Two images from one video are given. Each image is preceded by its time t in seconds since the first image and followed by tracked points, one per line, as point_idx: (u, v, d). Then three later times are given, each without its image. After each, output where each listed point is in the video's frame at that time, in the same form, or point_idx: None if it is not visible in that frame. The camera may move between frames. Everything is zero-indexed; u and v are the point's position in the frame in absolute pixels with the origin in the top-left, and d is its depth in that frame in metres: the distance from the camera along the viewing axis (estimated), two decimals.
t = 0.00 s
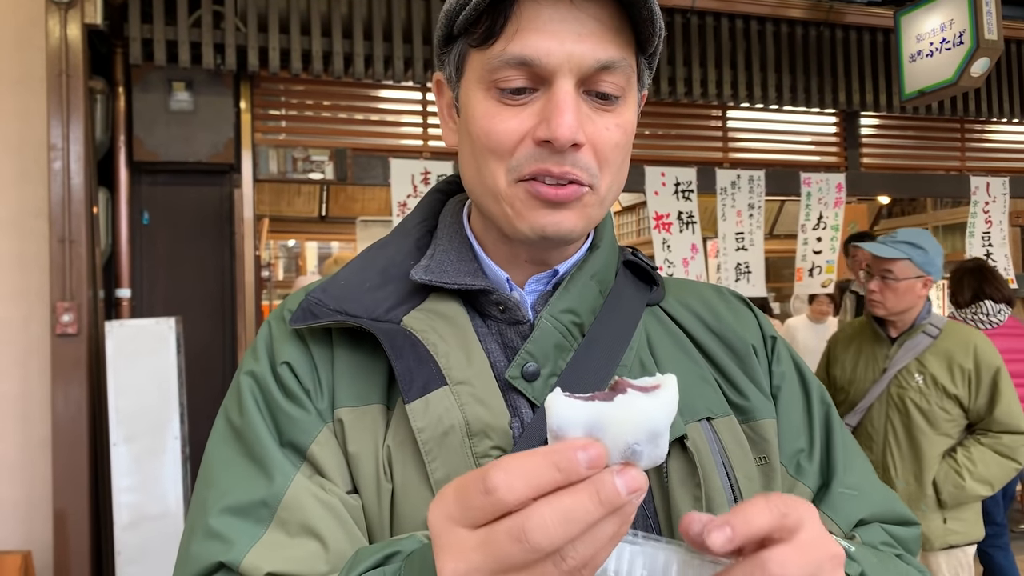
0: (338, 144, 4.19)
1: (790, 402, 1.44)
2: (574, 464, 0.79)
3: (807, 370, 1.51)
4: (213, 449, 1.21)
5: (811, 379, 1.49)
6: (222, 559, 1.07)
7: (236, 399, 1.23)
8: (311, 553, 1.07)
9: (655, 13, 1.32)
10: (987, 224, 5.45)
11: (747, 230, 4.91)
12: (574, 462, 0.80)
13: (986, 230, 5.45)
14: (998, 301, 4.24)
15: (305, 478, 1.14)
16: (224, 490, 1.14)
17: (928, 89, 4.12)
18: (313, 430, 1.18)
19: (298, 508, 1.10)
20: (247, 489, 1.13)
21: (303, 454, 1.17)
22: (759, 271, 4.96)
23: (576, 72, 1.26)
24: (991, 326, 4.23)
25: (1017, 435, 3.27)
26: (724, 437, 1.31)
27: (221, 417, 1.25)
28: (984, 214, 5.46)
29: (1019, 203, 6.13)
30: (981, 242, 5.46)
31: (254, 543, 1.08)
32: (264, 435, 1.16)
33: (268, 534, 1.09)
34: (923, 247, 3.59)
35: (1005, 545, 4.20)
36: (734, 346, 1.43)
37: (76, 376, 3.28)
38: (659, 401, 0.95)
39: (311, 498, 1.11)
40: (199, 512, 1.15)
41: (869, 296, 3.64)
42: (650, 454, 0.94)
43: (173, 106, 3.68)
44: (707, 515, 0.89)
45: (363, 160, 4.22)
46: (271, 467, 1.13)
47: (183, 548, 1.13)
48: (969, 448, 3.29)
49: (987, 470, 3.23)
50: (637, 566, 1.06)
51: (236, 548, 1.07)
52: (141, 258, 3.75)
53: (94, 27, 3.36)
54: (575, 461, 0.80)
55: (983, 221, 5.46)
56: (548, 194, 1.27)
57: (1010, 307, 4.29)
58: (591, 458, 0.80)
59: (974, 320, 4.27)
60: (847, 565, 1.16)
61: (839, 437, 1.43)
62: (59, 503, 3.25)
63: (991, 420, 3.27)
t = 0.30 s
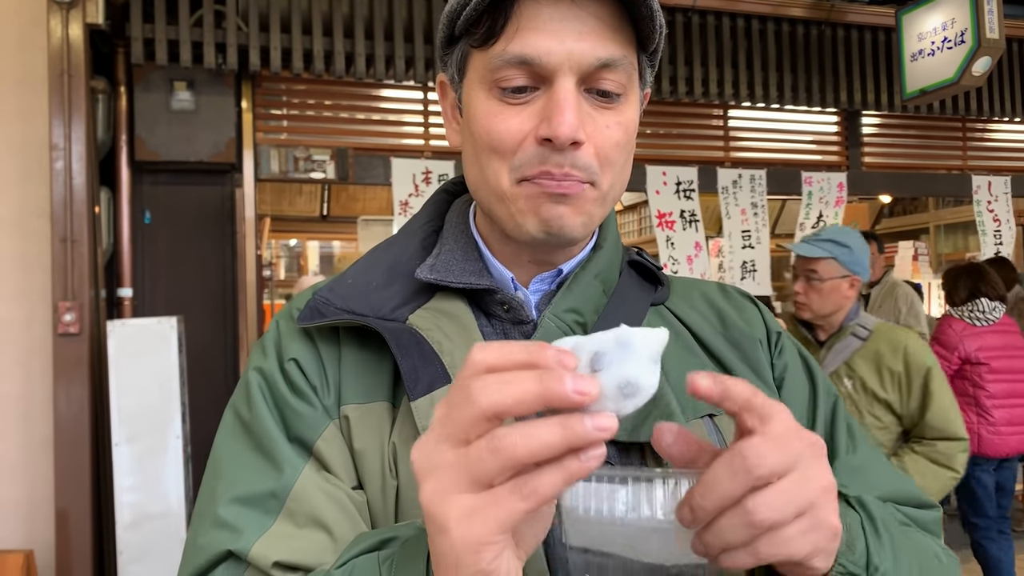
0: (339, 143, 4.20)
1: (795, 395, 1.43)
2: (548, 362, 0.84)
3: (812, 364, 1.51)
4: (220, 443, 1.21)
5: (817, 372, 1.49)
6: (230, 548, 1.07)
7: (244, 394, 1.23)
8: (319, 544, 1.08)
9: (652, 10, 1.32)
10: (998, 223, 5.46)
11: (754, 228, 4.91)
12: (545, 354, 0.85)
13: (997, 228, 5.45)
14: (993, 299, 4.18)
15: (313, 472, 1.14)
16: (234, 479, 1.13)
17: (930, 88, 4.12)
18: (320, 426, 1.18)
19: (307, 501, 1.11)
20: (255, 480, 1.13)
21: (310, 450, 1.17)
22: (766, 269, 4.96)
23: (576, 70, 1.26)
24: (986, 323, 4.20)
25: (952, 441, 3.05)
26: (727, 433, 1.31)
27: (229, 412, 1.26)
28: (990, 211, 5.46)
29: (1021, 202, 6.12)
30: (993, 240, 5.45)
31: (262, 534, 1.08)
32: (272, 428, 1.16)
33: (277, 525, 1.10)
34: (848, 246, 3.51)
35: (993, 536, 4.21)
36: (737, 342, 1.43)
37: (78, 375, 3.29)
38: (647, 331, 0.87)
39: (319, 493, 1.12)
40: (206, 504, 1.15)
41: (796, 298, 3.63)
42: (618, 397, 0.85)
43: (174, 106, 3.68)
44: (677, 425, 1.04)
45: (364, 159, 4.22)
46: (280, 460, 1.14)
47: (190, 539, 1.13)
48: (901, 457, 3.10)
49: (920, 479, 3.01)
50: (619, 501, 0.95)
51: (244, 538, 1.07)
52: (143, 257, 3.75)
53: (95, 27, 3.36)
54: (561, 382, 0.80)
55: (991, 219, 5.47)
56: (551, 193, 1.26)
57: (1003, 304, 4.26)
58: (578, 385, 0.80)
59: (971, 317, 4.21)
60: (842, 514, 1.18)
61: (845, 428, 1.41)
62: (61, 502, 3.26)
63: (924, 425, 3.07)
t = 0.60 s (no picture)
0: (341, 143, 4.20)
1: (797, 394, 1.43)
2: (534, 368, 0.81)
3: (817, 366, 1.49)
4: (224, 441, 1.22)
5: (820, 373, 1.48)
6: (233, 544, 1.07)
7: (248, 393, 1.23)
8: (319, 540, 1.08)
9: (651, 6, 1.32)
10: (993, 222, 5.45)
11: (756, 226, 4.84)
12: (529, 362, 0.82)
13: (995, 229, 5.45)
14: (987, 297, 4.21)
15: (314, 469, 1.14)
16: (238, 476, 1.14)
17: (931, 88, 4.11)
18: (321, 424, 1.18)
19: (307, 498, 1.11)
20: (258, 476, 1.13)
21: (311, 448, 1.17)
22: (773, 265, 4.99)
23: (574, 66, 1.26)
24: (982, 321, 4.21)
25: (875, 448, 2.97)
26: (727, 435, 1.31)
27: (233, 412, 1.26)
28: (989, 211, 5.45)
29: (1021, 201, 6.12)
30: (990, 240, 5.46)
31: (264, 529, 1.08)
32: (274, 427, 1.16)
33: (279, 521, 1.10)
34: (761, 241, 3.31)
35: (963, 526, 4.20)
36: (740, 344, 1.42)
37: (79, 375, 3.29)
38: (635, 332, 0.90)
39: (320, 488, 1.12)
40: (210, 501, 1.15)
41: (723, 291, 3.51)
42: (609, 398, 0.88)
43: (175, 106, 3.68)
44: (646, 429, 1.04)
45: (366, 159, 4.23)
46: (282, 456, 1.14)
47: (194, 534, 1.13)
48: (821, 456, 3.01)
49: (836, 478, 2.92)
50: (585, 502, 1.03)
51: (246, 534, 1.07)
52: (144, 256, 3.75)
53: (96, 27, 3.37)
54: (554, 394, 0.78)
55: (990, 220, 5.46)
56: (550, 188, 1.27)
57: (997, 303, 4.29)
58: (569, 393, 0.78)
59: (967, 315, 4.21)
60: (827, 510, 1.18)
61: (847, 428, 1.40)
62: (62, 502, 3.27)
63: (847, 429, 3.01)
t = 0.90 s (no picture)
0: (342, 142, 4.20)
1: (804, 409, 1.43)
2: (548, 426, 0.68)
3: (823, 379, 1.49)
4: (225, 441, 1.22)
5: (828, 390, 1.48)
6: (232, 542, 1.07)
7: (250, 392, 1.23)
8: (319, 540, 1.07)
9: (655, 8, 1.31)
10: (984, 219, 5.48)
11: (756, 227, 4.91)
12: (537, 419, 0.68)
13: (979, 225, 5.49)
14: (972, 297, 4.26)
15: (316, 470, 1.14)
16: (239, 475, 1.14)
17: (933, 87, 4.11)
18: (323, 424, 1.18)
19: (308, 497, 1.11)
20: (259, 475, 1.13)
21: (312, 448, 1.17)
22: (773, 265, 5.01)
23: (576, 67, 1.26)
24: (969, 321, 4.26)
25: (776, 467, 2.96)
26: (731, 441, 1.29)
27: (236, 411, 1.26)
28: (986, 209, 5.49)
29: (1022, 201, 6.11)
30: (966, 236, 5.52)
31: (264, 529, 1.08)
32: (276, 427, 1.16)
33: (279, 520, 1.10)
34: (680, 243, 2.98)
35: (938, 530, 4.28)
36: (748, 354, 1.43)
37: (80, 375, 3.29)
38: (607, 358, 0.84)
39: (320, 488, 1.12)
40: (211, 499, 1.15)
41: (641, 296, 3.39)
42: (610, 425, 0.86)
43: (177, 105, 3.68)
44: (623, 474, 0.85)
45: (367, 158, 4.23)
46: (282, 456, 1.14)
47: (194, 532, 1.13)
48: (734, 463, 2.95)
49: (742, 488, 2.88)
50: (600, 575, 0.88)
51: (246, 533, 1.07)
52: (145, 256, 3.75)
53: (97, 27, 3.37)
54: (576, 446, 0.70)
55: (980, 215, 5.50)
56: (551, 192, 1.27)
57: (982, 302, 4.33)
58: (591, 443, 0.72)
59: (954, 316, 4.26)
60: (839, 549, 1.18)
61: (853, 450, 1.40)
62: (64, 501, 3.27)
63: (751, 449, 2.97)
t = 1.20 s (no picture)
0: (344, 142, 4.20)
1: (808, 415, 1.44)
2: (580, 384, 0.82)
3: (823, 384, 1.51)
4: (232, 439, 1.21)
5: (829, 397, 1.49)
6: (245, 538, 1.07)
7: (254, 391, 1.22)
8: (337, 541, 1.08)
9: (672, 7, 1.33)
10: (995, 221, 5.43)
11: (752, 227, 4.92)
12: (578, 379, 0.83)
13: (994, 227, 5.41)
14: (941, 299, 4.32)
15: (327, 471, 1.14)
16: (248, 474, 1.13)
17: (935, 86, 4.10)
18: (331, 427, 1.18)
19: (324, 495, 1.11)
20: (272, 473, 1.13)
21: (321, 450, 1.17)
22: (758, 268, 4.97)
23: (591, 69, 1.26)
24: (936, 322, 4.33)
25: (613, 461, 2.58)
26: (740, 444, 1.29)
27: (240, 410, 1.25)
28: (993, 210, 5.43)
29: None
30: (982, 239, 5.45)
31: (277, 526, 1.09)
32: (286, 428, 1.16)
33: (295, 518, 1.10)
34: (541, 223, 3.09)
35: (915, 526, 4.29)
36: (753, 359, 1.44)
37: (82, 375, 3.29)
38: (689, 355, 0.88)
39: (333, 490, 1.11)
40: (217, 499, 1.14)
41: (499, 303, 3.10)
42: (638, 406, 0.84)
43: (179, 105, 3.69)
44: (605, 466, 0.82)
45: (368, 158, 4.23)
46: (296, 454, 1.14)
47: (202, 529, 1.12)
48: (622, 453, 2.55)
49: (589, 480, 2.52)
50: None
51: (259, 528, 1.08)
52: (148, 257, 3.76)
53: (99, 27, 3.37)
54: (587, 422, 0.81)
55: (990, 218, 5.44)
56: (563, 197, 1.27)
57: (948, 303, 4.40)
58: (596, 384, 0.82)
59: (923, 316, 4.32)
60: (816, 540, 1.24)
61: (852, 458, 1.42)
62: (67, 500, 3.28)
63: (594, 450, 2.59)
